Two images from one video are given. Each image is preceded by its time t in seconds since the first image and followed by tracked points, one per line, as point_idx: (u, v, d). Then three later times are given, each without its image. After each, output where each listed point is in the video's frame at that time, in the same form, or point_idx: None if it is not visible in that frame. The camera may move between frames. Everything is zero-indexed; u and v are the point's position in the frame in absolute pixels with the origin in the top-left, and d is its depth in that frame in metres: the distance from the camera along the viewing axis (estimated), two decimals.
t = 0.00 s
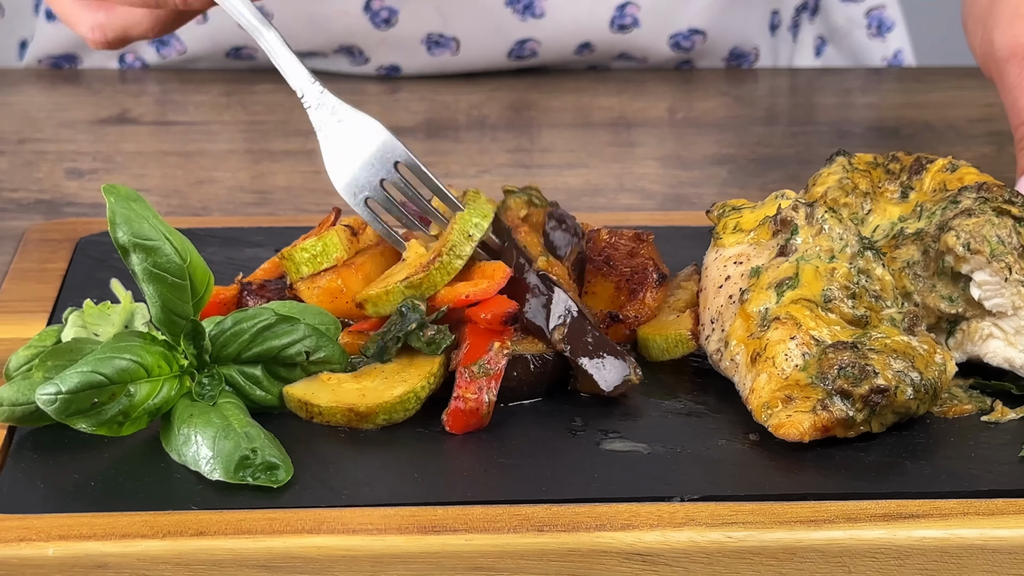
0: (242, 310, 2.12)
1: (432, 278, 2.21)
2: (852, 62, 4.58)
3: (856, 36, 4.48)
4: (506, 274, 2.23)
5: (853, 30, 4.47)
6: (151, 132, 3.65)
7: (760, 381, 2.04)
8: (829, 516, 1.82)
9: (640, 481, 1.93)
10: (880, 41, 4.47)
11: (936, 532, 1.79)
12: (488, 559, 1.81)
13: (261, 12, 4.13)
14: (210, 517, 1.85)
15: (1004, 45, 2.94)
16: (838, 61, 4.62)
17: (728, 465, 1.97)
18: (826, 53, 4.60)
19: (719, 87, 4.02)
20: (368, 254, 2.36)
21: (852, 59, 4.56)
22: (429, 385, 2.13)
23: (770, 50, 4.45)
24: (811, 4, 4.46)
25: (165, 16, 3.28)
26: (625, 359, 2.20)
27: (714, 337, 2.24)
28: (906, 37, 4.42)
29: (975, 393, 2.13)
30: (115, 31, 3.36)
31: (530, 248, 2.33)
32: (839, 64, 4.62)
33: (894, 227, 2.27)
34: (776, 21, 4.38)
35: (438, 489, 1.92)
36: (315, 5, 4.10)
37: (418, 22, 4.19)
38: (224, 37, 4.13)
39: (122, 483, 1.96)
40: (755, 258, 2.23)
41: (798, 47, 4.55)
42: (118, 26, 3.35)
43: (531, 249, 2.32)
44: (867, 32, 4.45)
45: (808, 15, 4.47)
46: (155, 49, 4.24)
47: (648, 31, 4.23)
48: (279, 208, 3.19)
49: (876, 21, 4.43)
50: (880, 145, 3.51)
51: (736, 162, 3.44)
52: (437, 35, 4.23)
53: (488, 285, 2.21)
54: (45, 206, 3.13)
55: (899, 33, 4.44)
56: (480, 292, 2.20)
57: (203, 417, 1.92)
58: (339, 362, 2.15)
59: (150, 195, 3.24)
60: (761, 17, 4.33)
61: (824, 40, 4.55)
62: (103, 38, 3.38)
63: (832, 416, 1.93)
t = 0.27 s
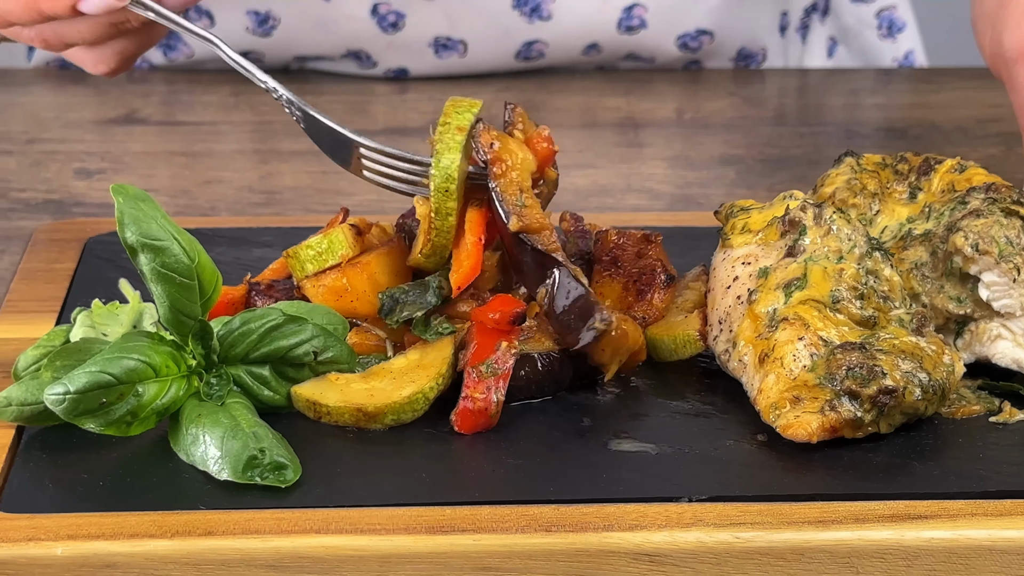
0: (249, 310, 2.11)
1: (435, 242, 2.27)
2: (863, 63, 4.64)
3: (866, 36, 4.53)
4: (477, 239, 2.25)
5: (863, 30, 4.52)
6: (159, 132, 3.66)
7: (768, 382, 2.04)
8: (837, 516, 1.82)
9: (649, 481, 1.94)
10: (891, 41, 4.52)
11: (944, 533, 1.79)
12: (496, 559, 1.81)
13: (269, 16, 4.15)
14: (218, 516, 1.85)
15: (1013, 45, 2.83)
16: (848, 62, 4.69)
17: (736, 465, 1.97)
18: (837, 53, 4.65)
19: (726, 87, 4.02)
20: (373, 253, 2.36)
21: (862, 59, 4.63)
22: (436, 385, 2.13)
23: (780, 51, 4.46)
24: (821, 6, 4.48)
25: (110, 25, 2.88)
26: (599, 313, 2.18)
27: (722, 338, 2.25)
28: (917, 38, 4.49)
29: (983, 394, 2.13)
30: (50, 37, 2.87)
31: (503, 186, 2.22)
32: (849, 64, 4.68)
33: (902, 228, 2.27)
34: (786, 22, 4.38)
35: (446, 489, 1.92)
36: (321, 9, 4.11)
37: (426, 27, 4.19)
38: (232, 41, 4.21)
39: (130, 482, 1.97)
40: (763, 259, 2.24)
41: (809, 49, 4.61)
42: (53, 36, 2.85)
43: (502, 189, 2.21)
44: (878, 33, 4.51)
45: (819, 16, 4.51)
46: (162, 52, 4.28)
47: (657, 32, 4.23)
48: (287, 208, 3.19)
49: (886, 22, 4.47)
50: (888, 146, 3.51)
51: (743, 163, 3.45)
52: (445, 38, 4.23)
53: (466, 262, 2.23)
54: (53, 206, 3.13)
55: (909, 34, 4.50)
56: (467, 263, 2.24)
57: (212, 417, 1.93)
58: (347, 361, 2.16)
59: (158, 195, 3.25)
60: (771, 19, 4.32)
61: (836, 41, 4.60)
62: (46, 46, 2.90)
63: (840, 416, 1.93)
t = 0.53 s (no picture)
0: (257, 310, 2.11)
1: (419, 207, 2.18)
2: (869, 65, 4.66)
3: (873, 37, 4.56)
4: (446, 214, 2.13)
5: (870, 32, 4.56)
6: (167, 133, 3.67)
7: (776, 383, 2.04)
8: (845, 518, 1.82)
9: (657, 483, 1.93)
10: (899, 42, 4.54)
11: (953, 534, 1.79)
12: (505, 559, 1.81)
13: (276, 19, 4.19)
14: (227, 517, 1.86)
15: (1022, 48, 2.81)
16: (856, 63, 4.71)
17: (745, 466, 1.97)
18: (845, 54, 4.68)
19: (734, 89, 4.03)
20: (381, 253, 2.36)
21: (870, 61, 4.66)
22: (445, 386, 2.14)
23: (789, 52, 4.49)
24: (829, 7, 4.50)
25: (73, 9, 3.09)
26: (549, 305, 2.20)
27: (731, 339, 2.25)
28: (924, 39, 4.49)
29: (992, 395, 2.13)
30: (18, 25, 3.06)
31: (464, 157, 2.14)
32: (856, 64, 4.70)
33: (911, 230, 2.28)
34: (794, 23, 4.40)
35: (454, 490, 1.92)
36: (328, 11, 4.16)
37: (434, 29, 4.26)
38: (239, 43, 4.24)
39: (139, 482, 1.97)
40: (771, 260, 2.24)
41: (818, 50, 4.62)
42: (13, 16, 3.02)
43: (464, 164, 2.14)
44: (885, 35, 4.54)
45: (827, 17, 4.53)
46: (170, 55, 4.34)
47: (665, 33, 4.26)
48: (295, 209, 3.20)
49: (893, 23, 4.50)
50: (896, 147, 3.52)
51: (751, 164, 3.45)
52: (453, 40, 4.30)
53: (440, 233, 2.11)
54: (62, 207, 3.14)
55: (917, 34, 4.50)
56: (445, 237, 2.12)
57: (221, 417, 1.93)
58: (355, 363, 2.16)
59: (167, 196, 3.25)
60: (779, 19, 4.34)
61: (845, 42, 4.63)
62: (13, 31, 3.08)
63: (848, 417, 1.93)
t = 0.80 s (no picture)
0: (264, 312, 2.12)
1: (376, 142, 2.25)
2: (874, 65, 4.66)
3: (877, 38, 4.58)
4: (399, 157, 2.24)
5: (874, 33, 4.57)
6: (174, 134, 3.67)
7: (783, 384, 2.04)
8: (852, 519, 1.82)
9: (663, 484, 1.94)
10: (902, 43, 4.55)
11: (960, 535, 1.79)
12: (511, 560, 1.81)
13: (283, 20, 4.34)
14: (234, 517, 1.86)
15: None
16: (860, 64, 4.71)
17: (752, 467, 1.97)
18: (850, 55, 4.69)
19: (740, 90, 4.04)
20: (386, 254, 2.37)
21: (874, 63, 4.65)
22: (451, 388, 2.14)
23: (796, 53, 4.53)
24: (834, 9, 4.55)
25: None
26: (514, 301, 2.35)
27: (737, 340, 2.25)
28: (928, 39, 4.49)
29: (999, 397, 2.13)
30: None
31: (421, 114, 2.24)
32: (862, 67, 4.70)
33: (917, 232, 2.27)
34: (799, 25, 4.47)
35: (461, 491, 1.93)
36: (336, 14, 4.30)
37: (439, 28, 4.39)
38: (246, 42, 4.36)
39: (146, 483, 1.97)
40: (778, 261, 2.24)
41: (822, 51, 4.64)
42: None
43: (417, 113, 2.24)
44: (889, 35, 4.55)
45: (832, 19, 4.57)
46: (177, 55, 4.47)
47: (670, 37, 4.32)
48: (301, 210, 3.20)
49: (897, 24, 4.52)
50: (903, 148, 3.52)
51: (758, 165, 3.45)
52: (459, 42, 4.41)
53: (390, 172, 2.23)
54: (69, 208, 3.14)
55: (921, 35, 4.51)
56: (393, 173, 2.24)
57: (227, 418, 1.93)
58: (361, 363, 2.17)
59: (174, 197, 3.26)
60: (785, 21, 4.41)
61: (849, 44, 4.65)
62: None
63: (855, 419, 1.93)
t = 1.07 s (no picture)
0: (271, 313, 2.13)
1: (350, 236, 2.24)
2: (879, 66, 4.67)
3: (882, 39, 4.59)
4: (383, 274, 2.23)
5: (879, 34, 4.59)
6: (181, 135, 3.67)
7: (790, 386, 2.04)
8: (859, 520, 1.82)
9: (670, 485, 1.94)
10: (908, 44, 4.56)
11: (967, 537, 1.79)
12: (518, 562, 1.81)
13: (290, 18, 4.37)
14: (241, 519, 1.86)
15: None
16: (865, 66, 4.72)
17: (759, 468, 1.97)
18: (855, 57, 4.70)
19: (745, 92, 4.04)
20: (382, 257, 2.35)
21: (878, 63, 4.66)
22: (458, 389, 2.14)
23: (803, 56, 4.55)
24: (839, 10, 4.57)
25: None
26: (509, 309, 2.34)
27: (744, 341, 2.25)
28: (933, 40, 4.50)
29: (1006, 399, 2.13)
30: None
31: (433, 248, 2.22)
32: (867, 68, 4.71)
33: (924, 233, 2.28)
34: (805, 27, 4.48)
35: (469, 492, 1.93)
36: (341, 14, 4.32)
37: (448, 31, 4.39)
38: (253, 40, 4.39)
39: (154, 484, 1.97)
40: (785, 262, 2.25)
41: (828, 52, 4.65)
42: None
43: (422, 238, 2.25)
44: (894, 36, 4.56)
45: (837, 20, 4.59)
46: (184, 54, 4.48)
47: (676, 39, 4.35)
48: (308, 211, 3.20)
49: (902, 25, 4.54)
50: (910, 149, 3.52)
51: (764, 166, 3.45)
52: (465, 43, 4.41)
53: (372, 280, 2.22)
54: (76, 209, 3.15)
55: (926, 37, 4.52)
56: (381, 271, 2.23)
57: (235, 419, 1.93)
58: (369, 364, 2.18)
59: (181, 198, 3.26)
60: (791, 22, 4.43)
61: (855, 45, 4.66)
62: None
63: (862, 420, 1.93)
